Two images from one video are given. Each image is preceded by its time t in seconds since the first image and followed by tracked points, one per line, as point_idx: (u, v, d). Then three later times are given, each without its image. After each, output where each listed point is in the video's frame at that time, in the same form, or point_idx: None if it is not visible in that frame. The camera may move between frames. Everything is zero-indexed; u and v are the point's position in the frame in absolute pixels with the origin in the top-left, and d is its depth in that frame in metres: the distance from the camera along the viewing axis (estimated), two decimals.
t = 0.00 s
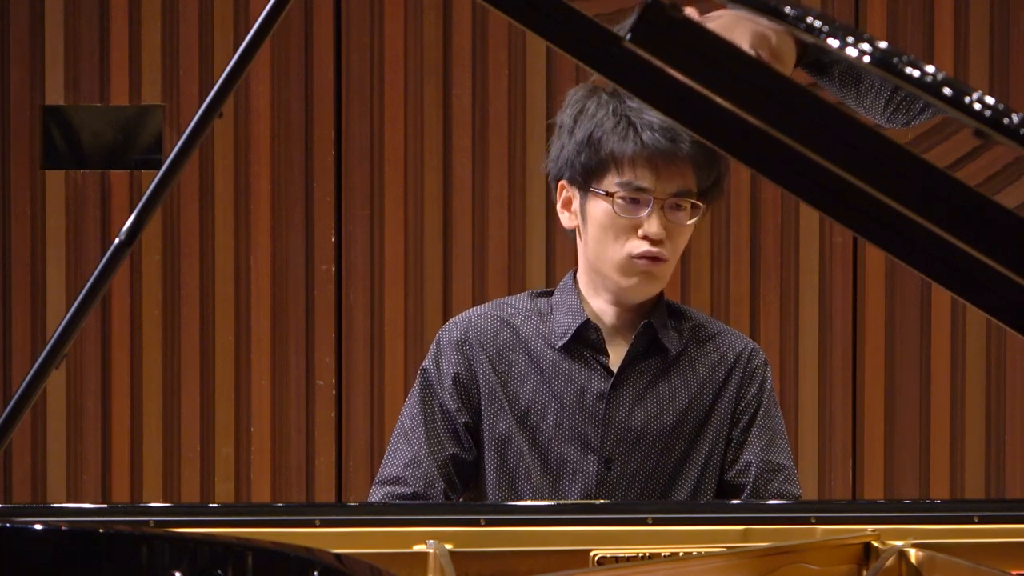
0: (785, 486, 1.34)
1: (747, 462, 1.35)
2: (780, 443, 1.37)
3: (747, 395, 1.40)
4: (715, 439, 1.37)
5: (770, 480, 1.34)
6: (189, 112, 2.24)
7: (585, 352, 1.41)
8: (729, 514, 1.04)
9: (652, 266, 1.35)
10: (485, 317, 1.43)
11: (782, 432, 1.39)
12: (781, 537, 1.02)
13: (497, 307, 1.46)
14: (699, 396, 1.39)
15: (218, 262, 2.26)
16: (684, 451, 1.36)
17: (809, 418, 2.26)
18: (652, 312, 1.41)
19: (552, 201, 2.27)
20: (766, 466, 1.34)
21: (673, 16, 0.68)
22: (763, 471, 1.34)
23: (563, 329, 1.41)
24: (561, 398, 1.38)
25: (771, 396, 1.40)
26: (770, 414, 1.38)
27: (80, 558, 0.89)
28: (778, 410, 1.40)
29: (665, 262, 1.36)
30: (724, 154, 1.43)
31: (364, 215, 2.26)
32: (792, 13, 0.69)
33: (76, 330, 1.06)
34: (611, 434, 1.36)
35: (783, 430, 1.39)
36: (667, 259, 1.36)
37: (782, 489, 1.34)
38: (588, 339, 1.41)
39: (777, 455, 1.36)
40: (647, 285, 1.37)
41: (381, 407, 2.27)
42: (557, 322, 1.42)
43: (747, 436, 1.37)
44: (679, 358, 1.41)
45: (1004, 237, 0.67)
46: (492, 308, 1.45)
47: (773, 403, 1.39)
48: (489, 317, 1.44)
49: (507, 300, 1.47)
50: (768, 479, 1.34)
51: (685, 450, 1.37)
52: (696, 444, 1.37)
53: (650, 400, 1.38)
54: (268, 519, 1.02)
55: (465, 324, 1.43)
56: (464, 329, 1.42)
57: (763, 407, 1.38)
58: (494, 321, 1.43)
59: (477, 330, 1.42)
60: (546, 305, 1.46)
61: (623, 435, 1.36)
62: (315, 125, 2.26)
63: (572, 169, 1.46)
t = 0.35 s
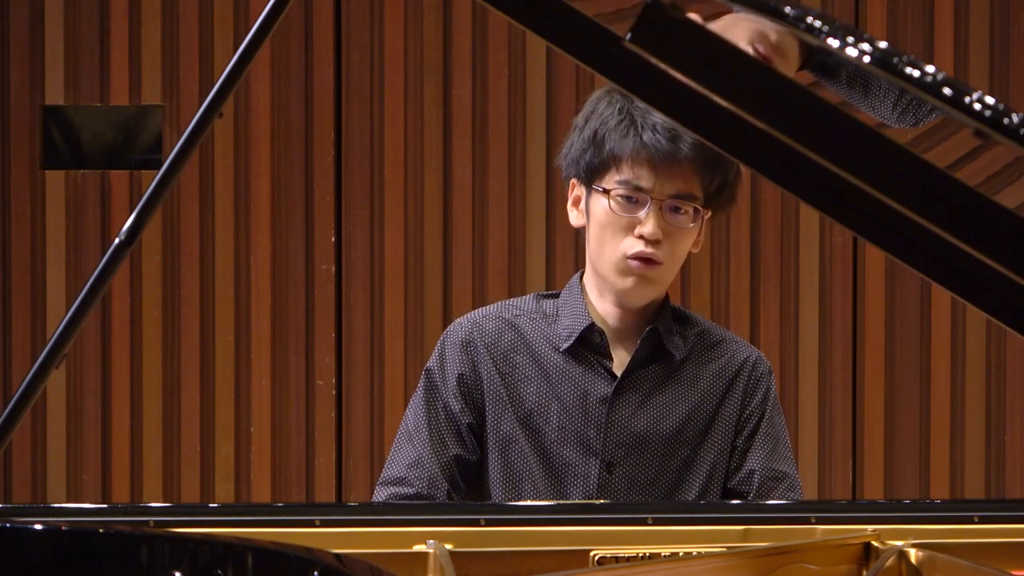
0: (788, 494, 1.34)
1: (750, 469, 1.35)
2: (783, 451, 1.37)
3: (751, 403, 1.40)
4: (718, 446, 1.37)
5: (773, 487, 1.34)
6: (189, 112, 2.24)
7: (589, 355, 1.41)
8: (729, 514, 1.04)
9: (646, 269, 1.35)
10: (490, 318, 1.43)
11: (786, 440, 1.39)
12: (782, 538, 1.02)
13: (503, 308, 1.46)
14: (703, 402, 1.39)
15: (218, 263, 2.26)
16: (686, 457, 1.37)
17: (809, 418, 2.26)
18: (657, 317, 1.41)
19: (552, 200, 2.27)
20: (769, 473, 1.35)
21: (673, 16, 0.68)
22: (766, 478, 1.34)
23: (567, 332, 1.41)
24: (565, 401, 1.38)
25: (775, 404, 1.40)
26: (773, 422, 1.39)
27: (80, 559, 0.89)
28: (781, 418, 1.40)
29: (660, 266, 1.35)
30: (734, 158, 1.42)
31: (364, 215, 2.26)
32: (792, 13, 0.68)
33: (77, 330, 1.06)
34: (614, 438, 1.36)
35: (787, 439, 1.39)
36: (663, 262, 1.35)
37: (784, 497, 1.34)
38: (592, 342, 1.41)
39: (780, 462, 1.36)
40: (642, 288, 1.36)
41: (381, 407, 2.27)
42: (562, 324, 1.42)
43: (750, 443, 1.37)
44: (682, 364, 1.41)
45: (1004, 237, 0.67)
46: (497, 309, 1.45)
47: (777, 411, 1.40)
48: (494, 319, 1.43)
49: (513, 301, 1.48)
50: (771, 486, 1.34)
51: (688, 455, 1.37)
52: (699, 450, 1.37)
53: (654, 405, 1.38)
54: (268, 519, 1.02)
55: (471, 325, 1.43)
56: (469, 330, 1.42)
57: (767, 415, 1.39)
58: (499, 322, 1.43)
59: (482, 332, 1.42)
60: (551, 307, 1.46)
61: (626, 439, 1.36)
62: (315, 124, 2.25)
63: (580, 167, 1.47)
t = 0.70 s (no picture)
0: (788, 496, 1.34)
1: (749, 471, 1.35)
2: (783, 453, 1.37)
3: (751, 405, 1.40)
4: (717, 447, 1.38)
5: (772, 489, 1.34)
6: (189, 112, 2.24)
7: (589, 357, 1.41)
8: (729, 514, 1.04)
9: (621, 256, 1.35)
10: (490, 319, 1.43)
11: (786, 442, 1.39)
12: (782, 538, 1.02)
13: (503, 309, 1.45)
14: (702, 404, 1.40)
15: (218, 263, 2.26)
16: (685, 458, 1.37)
17: (809, 418, 2.26)
18: (656, 318, 1.42)
19: (552, 200, 2.27)
20: (767, 474, 1.34)
21: (673, 15, 0.68)
22: (765, 480, 1.34)
23: (567, 334, 1.40)
24: (564, 402, 1.38)
25: (774, 407, 1.40)
26: (773, 423, 1.39)
27: (80, 559, 0.89)
28: (781, 421, 1.40)
29: (635, 255, 1.35)
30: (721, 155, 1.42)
31: (364, 215, 2.26)
32: (792, 13, 0.67)
33: (77, 330, 1.06)
34: (612, 439, 1.36)
35: (786, 441, 1.39)
36: (637, 250, 1.35)
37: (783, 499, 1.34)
38: (592, 345, 1.40)
39: (779, 464, 1.36)
40: (619, 276, 1.36)
41: (381, 407, 2.28)
42: (562, 326, 1.41)
43: (750, 445, 1.37)
44: (682, 365, 1.41)
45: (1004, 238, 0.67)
46: (497, 310, 1.45)
47: (776, 413, 1.40)
48: (493, 320, 1.43)
49: (513, 303, 1.47)
50: (770, 488, 1.34)
51: (686, 457, 1.37)
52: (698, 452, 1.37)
53: (653, 406, 1.38)
54: (268, 519, 1.02)
55: (470, 326, 1.43)
56: (468, 331, 1.42)
57: (767, 417, 1.39)
58: (499, 323, 1.43)
59: (481, 333, 1.42)
60: (551, 308, 1.45)
61: (624, 441, 1.36)
62: (315, 124, 2.25)
63: (574, 162, 1.51)
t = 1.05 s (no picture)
0: (788, 492, 1.34)
1: (748, 468, 1.35)
2: (782, 449, 1.37)
3: (749, 403, 1.40)
4: (717, 445, 1.37)
5: (771, 486, 1.34)
6: (189, 112, 2.24)
7: (587, 357, 1.41)
8: (729, 514, 1.04)
9: (630, 259, 1.35)
10: (488, 319, 1.43)
11: (785, 439, 1.39)
12: (781, 538, 1.02)
13: (500, 309, 1.46)
14: (700, 402, 1.39)
15: (218, 263, 2.26)
16: (684, 457, 1.37)
17: (809, 418, 2.26)
18: (653, 316, 1.42)
19: (552, 200, 2.27)
20: (766, 472, 1.34)
21: (673, 16, 0.68)
22: (764, 477, 1.34)
23: (565, 332, 1.41)
24: (562, 401, 1.39)
25: (773, 404, 1.40)
26: (772, 420, 1.39)
27: (80, 559, 0.89)
28: (780, 418, 1.40)
29: (644, 257, 1.35)
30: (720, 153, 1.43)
31: (363, 216, 2.26)
32: (792, 13, 0.67)
33: (77, 330, 1.06)
34: (611, 439, 1.36)
35: (786, 437, 1.39)
36: (646, 253, 1.35)
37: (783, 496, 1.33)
38: (590, 344, 1.41)
39: (778, 461, 1.36)
40: (628, 280, 1.36)
41: (381, 407, 2.28)
42: (560, 325, 1.42)
43: (748, 442, 1.37)
44: (680, 364, 1.41)
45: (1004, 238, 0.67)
46: (494, 310, 1.45)
47: (775, 410, 1.40)
48: (491, 319, 1.43)
49: (510, 302, 1.47)
50: (769, 485, 1.34)
51: (685, 455, 1.37)
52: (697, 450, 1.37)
53: (650, 405, 1.39)
54: (268, 519, 1.02)
55: (468, 325, 1.43)
56: (466, 331, 1.42)
57: (766, 414, 1.39)
58: (497, 323, 1.43)
59: (479, 332, 1.42)
60: (549, 308, 1.46)
61: (623, 440, 1.36)
62: (315, 124, 2.25)
63: (568, 167, 1.50)
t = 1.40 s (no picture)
0: (784, 479, 1.33)
1: (742, 457, 1.34)
2: (778, 436, 1.36)
3: (744, 393, 1.39)
4: (712, 435, 1.37)
5: (765, 474, 1.32)
6: (189, 112, 2.24)
7: (580, 351, 1.41)
8: (729, 514, 1.04)
9: (631, 270, 1.34)
10: (481, 315, 1.44)
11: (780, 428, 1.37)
12: (781, 538, 1.02)
13: (494, 305, 1.47)
14: (695, 393, 1.39)
15: (218, 263, 2.26)
16: (678, 448, 1.36)
17: (809, 418, 2.26)
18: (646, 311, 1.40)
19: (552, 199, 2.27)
20: (761, 460, 1.33)
21: (674, 16, 0.68)
22: (759, 465, 1.32)
23: (558, 327, 1.41)
24: (556, 395, 1.39)
25: (768, 392, 1.39)
26: (767, 408, 1.38)
27: (80, 559, 0.89)
28: (776, 407, 1.39)
29: (644, 264, 1.34)
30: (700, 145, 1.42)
31: (363, 216, 2.26)
32: (792, 13, 0.67)
33: (77, 330, 1.06)
34: (605, 431, 1.36)
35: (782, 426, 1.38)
36: (646, 259, 1.34)
37: (778, 484, 1.32)
38: (583, 337, 1.41)
39: (773, 449, 1.34)
40: (631, 288, 1.35)
41: (381, 407, 2.27)
42: (552, 320, 1.42)
43: (743, 431, 1.36)
44: (673, 356, 1.40)
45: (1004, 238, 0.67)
46: (487, 306, 1.46)
47: (771, 399, 1.38)
48: (484, 315, 1.44)
49: (504, 299, 1.49)
50: (763, 473, 1.32)
51: (679, 446, 1.36)
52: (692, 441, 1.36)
53: (644, 397, 1.38)
54: (268, 519, 1.02)
55: (461, 321, 1.44)
56: (459, 327, 1.43)
57: (760, 403, 1.37)
58: (489, 319, 1.44)
59: (472, 328, 1.43)
60: (542, 305, 1.47)
61: (617, 433, 1.36)
62: (315, 124, 2.25)
63: (546, 182, 1.47)
